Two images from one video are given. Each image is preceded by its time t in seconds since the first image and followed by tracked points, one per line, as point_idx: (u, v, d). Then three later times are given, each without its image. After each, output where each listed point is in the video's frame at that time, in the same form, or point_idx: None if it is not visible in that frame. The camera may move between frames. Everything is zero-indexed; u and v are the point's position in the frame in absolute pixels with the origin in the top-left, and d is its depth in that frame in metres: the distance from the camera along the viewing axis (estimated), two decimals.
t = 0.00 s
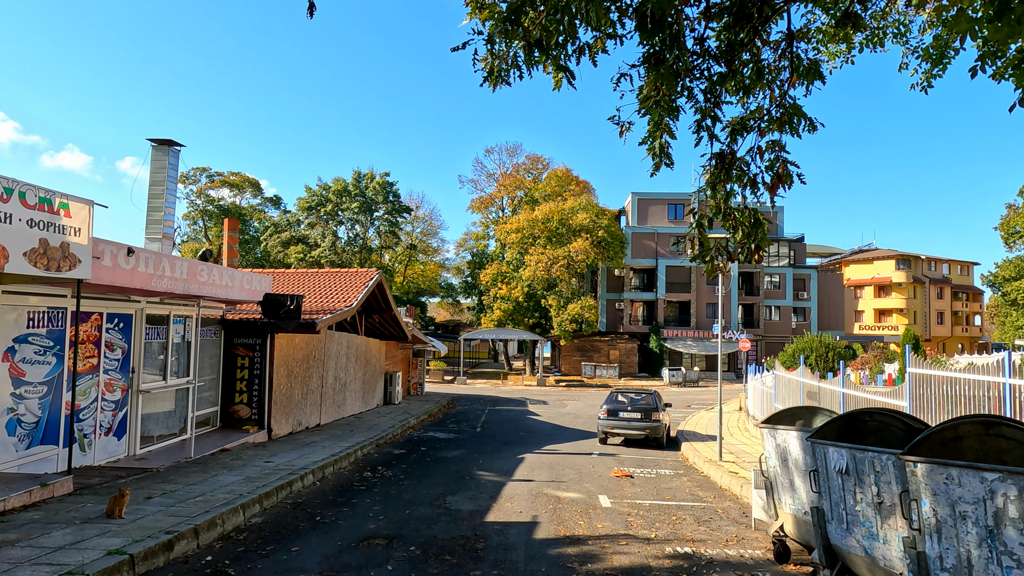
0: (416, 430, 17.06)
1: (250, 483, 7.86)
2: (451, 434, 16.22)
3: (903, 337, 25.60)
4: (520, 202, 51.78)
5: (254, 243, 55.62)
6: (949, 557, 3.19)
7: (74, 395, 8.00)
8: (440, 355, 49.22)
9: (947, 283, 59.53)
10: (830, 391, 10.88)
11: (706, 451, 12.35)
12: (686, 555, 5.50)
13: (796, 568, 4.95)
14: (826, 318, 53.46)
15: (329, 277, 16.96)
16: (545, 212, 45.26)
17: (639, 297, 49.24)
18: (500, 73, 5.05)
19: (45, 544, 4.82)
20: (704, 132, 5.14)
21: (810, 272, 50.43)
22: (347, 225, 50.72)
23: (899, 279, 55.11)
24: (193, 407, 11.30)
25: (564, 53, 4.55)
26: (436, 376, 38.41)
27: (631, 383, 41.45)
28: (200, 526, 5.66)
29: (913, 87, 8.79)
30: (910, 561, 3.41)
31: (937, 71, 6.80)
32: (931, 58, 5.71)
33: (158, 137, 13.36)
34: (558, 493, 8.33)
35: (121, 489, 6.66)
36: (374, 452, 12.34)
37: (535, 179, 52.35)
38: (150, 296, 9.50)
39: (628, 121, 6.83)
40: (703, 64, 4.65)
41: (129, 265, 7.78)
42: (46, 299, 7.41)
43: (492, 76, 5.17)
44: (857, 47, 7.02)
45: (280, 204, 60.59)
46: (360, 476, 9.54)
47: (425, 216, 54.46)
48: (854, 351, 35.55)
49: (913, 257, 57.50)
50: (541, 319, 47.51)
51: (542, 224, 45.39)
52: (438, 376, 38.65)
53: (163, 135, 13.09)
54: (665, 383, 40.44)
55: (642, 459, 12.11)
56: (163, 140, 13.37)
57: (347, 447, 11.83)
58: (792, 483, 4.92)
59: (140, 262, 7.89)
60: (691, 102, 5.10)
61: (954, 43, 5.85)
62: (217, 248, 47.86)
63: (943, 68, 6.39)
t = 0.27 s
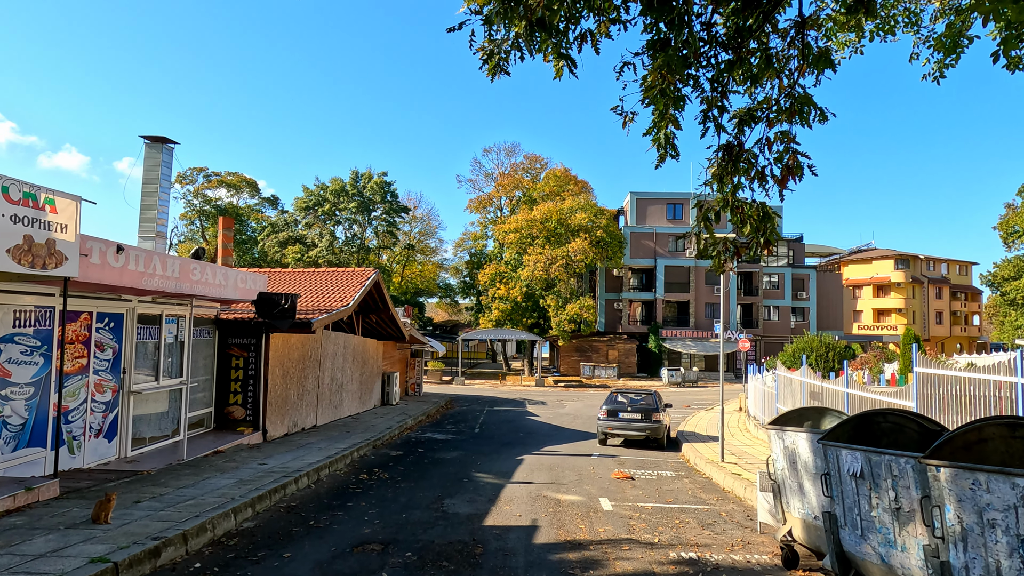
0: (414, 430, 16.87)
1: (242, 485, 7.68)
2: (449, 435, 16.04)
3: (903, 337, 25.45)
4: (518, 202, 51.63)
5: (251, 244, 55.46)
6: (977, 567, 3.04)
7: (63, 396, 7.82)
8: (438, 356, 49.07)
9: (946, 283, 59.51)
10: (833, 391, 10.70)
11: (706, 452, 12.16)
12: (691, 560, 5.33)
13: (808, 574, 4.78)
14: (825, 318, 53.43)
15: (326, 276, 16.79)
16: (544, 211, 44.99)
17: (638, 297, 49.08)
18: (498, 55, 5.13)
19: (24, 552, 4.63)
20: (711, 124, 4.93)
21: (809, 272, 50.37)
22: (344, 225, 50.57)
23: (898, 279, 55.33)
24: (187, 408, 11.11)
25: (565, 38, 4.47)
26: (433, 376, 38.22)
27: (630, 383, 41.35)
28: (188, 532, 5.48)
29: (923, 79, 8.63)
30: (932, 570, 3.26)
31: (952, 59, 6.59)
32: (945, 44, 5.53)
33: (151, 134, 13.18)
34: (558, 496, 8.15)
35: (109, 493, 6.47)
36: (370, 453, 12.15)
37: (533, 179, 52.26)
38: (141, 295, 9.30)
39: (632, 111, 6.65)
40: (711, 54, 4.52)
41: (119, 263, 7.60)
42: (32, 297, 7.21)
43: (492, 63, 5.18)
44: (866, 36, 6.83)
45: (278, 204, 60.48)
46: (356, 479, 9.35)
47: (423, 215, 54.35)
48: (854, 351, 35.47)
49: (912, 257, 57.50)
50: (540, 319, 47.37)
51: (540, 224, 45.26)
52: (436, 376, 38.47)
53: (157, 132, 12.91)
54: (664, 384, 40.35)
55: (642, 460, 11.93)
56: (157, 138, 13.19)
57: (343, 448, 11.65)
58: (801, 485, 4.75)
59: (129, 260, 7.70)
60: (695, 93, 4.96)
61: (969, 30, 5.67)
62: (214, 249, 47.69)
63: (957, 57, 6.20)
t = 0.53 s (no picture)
0: (410, 431, 16.64)
1: (230, 489, 7.44)
2: (446, 436, 15.82)
3: (902, 335, 25.32)
4: (515, 201, 51.40)
5: (247, 243, 55.13)
6: None
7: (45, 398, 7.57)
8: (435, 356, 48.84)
9: (942, 283, 59.55)
10: (836, 391, 10.49)
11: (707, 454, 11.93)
12: (696, 568, 5.12)
13: None
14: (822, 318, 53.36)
15: (321, 275, 16.56)
16: (541, 211, 44.78)
17: (635, 296, 48.88)
18: (494, 34, 5.01)
19: None
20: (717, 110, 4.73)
21: (806, 272, 50.31)
22: (340, 224, 50.31)
23: (894, 279, 56.14)
24: (176, 409, 10.87)
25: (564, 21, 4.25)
26: (429, 377, 37.95)
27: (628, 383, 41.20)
28: (171, 539, 5.24)
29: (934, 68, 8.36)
30: None
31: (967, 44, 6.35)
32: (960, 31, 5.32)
33: (140, 131, 12.92)
34: (556, 500, 7.93)
35: (90, 498, 6.23)
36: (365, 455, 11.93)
37: (530, 178, 52.09)
38: (129, 293, 9.06)
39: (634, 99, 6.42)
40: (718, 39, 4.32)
41: (104, 260, 7.38)
42: (11, 296, 6.96)
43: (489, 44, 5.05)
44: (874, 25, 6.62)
45: (274, 203, 60.17)
46: (349, 482, 9.12)
47: (420, 215, 54.13)
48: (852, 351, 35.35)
49: (909, 256, 57.50)
50: (537, 319, 47.17)
51: (538, 223, 45.02)
52: (432, 376, 38.20)
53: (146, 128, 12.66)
54: (662, 384, 40.24)
55: (641, 462, 11.72)
56: (146, 134, 12.93)
57: (337, 450, 11.43)
58: (811, 490, 4.56)
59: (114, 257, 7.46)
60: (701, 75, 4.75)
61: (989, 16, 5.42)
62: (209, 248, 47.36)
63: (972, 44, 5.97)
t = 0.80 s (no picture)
0: (405, 432, 16.37)
1: (216, 494, 7.16)
2: (442, 437, 15.54)
3: (902, 334, 25.14)
4: (512, 201, 51.17)
5: (242, 243, 54.80)
6: None
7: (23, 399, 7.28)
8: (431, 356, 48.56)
9: (940, 282, 59.58)
10: (840, 391, 10.25)
11: (707, 455, 11.69)
12: None
13: None
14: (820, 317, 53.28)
15: (315, 273, 16.28)
16: (538, 210, 44.62)
17: (633, 296, 48.63)
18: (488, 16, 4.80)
19: None
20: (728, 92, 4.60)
21: (804, 271, 50.26)
22: (337, 223, 50.04)
23: (892, 278, 56.21)
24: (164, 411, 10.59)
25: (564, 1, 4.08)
26: (426, 377, 37.67)
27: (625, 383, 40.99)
28: (149, 548, 4.97)
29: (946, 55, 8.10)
30: None
31: (982, 30, 6.14)
32: (978, 17, 5.12)
33: (128, 125, 12.65)
34: (555, 504, 7.67)
35: (67, 505, 5.94)
36: (359, 457, 11.66)
37: (527, 177, 51.94)
38: (113, 291, 8.77)
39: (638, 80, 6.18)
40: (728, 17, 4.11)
41: (84, 256, 7.09)
42: None
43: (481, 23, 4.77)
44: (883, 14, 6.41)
45: (269, 202, 59.83)
46: (341, 485, 8.85)
47: (416, 214, 53.87)
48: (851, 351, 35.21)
49: (907, 256, 57.49)
50: (534, 319, 46.94)
51: (535, 222, 44.80)
52: (429, 376, 37.92)
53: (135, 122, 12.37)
54: (660, 383, 40.10)
55: (641, 463, 11.47)
56: (135, 129, 12.66)
57: (330, 452, 11.17)
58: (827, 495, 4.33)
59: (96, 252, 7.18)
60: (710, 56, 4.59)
61: None
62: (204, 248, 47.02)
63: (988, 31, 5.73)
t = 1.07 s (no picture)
0: (400, 433, 16.05)
1: (199, 499, 6.84)
2: (438, 438, 15.24)
3: (903, 332, 24.95)
4: (509, 200, 50.85)
5: (237, 242, 54.35)
6: None
7: None
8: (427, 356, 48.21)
9: (937, 281, 59.58)
10: (847, 391, 9.96)
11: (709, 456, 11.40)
12: None
13: None
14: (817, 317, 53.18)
15: (307, 271, 15.98)
16: (535, 209, 44.36)
17: (630, 295, 48.33)
18: None
19: None
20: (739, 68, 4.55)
21: (802, 270, 50.15)
22: (332, 222, 49.66)
23: (889, 278, 56.17)
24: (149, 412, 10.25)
25: None
26: (422, 377, 37.32)
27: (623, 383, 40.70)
28: (121, 561, 4.66)
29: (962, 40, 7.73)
30: None
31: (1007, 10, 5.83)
32: None
33: (114, 118, 12.28)
34: (554, 508, 7.37)
35: (36, 515, 5.60)
36: (352, 459, 11.34)
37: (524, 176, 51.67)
38: (95, 288, 8.43)
39: (643, 57, 6.17)
40: None
41: (61, 251, 6.77)
42: None
43: None
44: None
45: (264, 202, 59.41)
46: (331, 489, 8.52)
47: (412, 213, 53.54)
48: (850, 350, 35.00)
49: (904, 255, 57.43)
50: (530, 318, 46.65)
51: (532, 221, 44.51)
52: (425, 377, 37.57)
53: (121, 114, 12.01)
54: (657, 383, 39.85)
55: (641, 466, 11.20)
56: (121, 122, 12.29)
57: (321, 454, 10.87)
58: (845, 503, 4.16)
59: (72, 246, 6.83)
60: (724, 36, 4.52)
61: None
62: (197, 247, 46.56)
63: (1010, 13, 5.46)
